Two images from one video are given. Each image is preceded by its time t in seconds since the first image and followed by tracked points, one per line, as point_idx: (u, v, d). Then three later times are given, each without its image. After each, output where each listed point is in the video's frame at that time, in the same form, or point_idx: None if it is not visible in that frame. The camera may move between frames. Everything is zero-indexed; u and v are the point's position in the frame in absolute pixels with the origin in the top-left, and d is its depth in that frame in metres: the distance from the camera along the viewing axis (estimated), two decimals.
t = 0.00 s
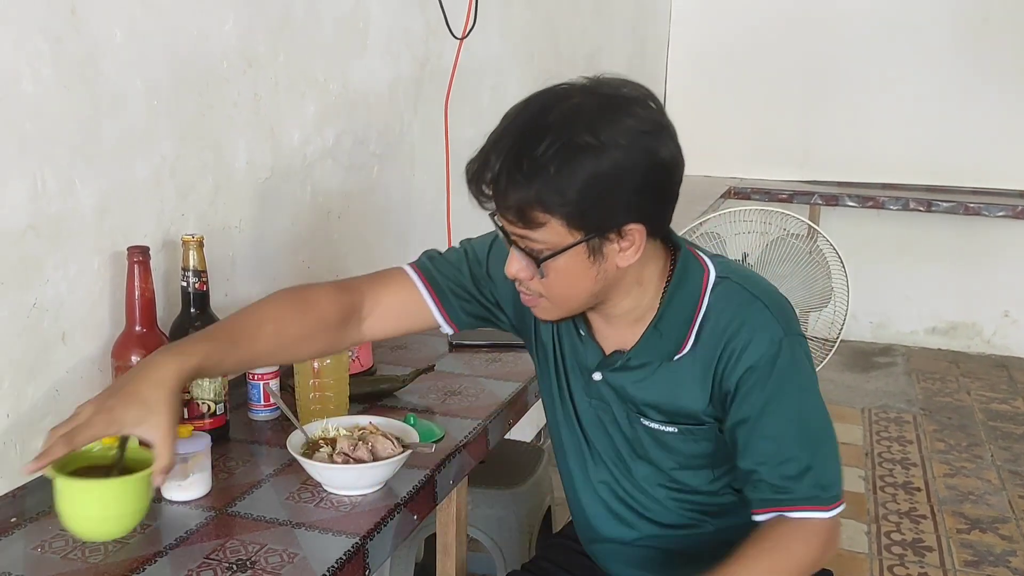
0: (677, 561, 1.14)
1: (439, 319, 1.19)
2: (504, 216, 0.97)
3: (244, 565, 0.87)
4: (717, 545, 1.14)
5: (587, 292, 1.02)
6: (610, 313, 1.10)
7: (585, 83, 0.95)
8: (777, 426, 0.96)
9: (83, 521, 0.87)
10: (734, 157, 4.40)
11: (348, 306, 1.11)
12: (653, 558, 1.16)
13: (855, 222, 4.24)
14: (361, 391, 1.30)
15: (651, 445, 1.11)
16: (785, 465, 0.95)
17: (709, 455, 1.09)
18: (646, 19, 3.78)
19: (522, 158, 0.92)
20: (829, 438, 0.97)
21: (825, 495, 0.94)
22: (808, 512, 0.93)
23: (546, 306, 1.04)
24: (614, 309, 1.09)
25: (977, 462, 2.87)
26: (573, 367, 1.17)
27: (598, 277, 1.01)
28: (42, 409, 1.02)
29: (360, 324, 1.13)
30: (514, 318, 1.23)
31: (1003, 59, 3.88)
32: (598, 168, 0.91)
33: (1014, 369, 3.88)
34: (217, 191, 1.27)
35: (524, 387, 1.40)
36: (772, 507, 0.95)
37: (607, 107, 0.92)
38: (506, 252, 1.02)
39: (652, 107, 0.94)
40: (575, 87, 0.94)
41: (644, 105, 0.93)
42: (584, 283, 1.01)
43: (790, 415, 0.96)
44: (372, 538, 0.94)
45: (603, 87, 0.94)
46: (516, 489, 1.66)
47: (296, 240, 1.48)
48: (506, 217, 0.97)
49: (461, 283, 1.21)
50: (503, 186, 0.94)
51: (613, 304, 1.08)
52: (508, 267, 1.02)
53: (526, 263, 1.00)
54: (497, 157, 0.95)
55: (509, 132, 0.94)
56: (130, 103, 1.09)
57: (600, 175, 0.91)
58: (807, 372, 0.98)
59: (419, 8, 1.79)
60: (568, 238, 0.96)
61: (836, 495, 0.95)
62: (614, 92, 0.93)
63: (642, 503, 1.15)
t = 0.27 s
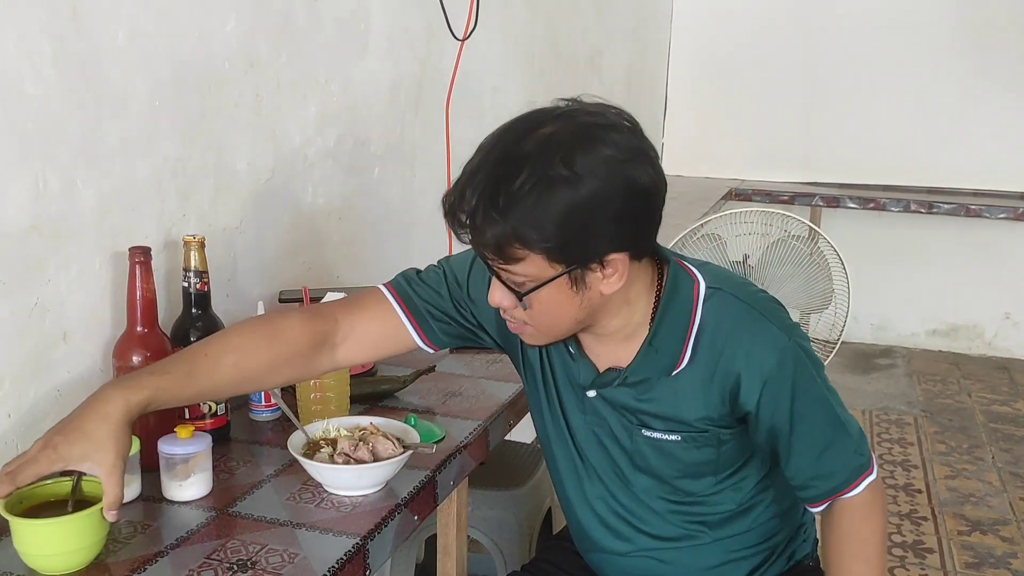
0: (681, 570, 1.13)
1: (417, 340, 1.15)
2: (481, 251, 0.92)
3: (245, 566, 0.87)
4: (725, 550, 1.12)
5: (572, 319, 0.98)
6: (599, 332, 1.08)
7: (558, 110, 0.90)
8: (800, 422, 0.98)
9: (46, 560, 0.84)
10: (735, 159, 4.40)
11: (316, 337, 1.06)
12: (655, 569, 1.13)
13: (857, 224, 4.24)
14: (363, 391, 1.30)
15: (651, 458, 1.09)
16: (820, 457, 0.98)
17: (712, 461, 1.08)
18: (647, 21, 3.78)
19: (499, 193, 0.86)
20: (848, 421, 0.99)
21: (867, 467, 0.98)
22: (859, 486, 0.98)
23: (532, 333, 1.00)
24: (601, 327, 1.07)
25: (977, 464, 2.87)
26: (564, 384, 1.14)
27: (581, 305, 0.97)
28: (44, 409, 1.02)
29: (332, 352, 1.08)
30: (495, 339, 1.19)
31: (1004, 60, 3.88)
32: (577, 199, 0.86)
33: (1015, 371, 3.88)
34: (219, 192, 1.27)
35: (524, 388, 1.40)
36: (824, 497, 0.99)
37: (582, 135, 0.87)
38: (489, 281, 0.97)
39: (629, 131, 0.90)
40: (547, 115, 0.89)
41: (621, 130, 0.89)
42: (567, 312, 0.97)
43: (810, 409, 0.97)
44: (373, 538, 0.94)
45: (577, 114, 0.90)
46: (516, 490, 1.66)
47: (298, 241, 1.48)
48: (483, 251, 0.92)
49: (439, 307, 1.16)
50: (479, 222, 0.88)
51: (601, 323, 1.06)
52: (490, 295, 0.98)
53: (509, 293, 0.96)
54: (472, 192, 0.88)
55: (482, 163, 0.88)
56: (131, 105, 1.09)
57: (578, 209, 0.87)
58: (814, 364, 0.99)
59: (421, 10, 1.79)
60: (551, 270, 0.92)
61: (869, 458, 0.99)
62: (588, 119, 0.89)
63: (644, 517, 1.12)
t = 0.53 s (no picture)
0: (682, 567, 1.13)
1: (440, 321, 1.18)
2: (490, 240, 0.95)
3: (245, 566, 0.87)
4: (729, 549, 1.13)
5: (583, 309, 1.00)
6: (615, 322, 1.09)
7: (569, 102, 0.92)
8: (813, 421, 1.00)
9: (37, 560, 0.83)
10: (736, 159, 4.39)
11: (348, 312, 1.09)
12: (656, 565, 1.14)
13: (857, 225, 4.24)
14: (363, 392, 1.30)
15: (659, 451, 1.10)
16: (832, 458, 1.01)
17: (720, 457, 1.09)
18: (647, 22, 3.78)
19: (503, 185, 0.89)
20: (861, 422, 1.01)
21: (882, 470, 1.02)
22: (874, 490, 1.02)
23: (547, 320, 1.03)
24: (618, 318, 1.08)
25: (977, 464, 2.86)
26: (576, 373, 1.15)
27: (593, 295, 0.99)
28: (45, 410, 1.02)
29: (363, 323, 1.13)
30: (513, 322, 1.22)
31: (1004, 60, 3.88)
32: (580, 194, 0.88)
33: (1016, 371, 3.88)
34: (219, 192, 1.27)
35: (525, 388, 1.40)
36: (841, 500, 1.03)
37: (589, 129, 0.88)
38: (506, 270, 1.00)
39: (639, 124, 0.91)
40: (557, 109, 0.91)
41: (631, 123, 0.90)
42: (579, 302, 0.99)
43: (823, 408, 1.00)
44: (373, 539, 0.94)
45: (586, 107, 0.91)
46: (516, 490, 1.66)
47: (298, 241, 1.48)
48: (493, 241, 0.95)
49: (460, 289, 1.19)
50: (486, 213, 0.91)
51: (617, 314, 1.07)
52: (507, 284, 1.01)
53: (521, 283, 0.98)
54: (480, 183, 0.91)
55: (490, 155, 0.91)
56: (131, 105, 1.09)
57: (582, 202, 0.88)
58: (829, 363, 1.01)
59: (421, 10, 1.79)
60: (559, 261, 0.94)
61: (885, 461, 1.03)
62: (598, 112, 0.90)
63: (648, 511, 1.13)
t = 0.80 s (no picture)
0: (686, 558, 1.18)
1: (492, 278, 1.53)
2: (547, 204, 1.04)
3: (245, 567, 0.87)
4: (735, 545, 1.17)
5: (627, 283, 1.07)
6: (658, 303, 1.15)
7: (641, 81, 0.99)
8: (839, 434, 1.02)
9: (30, 557, 0.83)
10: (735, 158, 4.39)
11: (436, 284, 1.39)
12: (662, 552, 1.19)
13: (857, 224, 4.24)
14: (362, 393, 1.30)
15: (680, 438, 1.16)
16: (858, 475, 1.02)
17: (738, 452, 1.13)
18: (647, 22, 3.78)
19: (566, 151, 0.97)
20: (890, 441, 1.03)
21: (909, 494, 1.02)
22: (900, 511, 1.03)
23: (588, 291, 1.10)
24: (660, 299, 1.15)
25: (977, 463, 2.86)
26: (610, 354, 1.23)
27: (636, 270, 1.06)
28: (45, 410, 1.02)
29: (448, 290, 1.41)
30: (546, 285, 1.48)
31: (1004, 60, 3.88)
32: (637, 167, 0.95)
33: (1015, 371, 3.88)
34: (219, 193, 1.27)
35: (525, 388, 1.40)
36: (860, 517, 1.04)
37: (655, 106, 0.95)
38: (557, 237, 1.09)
39: (706, 109, 0.97)
40: (629, 84, 0.98)
41: (697, 107, 0.96)
42: (623, 275, 1.06)
43: (851, 422, 1.01)
44: (373, 540, 0.94)
45: (659, 86, 0.98)
46: (515, 491, 1.65)
47: (297, 242, 1.48)
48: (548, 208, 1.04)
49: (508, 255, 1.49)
50: (545, 176, 1.00)
51: (660, 295, 1.14)
52: (556, 251, 1.09)
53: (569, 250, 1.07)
54: (544, 149, 1.00)
55: (558, 122, 0.99)
56: (132, 106, 1.09)
57: (638, 174, 0.95)
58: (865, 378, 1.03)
59: (421, 10, 1.79)
60: (606, 231, 1.02)
61: (914, 485, 1.04)
62: (669, 91, 0.97)
63: (662, 497, 1.19)
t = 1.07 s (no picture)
0: (700, 547, 1.18)
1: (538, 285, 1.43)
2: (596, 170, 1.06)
3: (245, 569, 0.87)
4: (748, 537, 1.18)
5: (665, 257, 1.08)
6: (687, 285, 1.17)
7: (697, 58, 1.01)
8: (863, 426, 1.02)
9: (28, 560, 0.83)
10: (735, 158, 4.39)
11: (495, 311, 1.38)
12: (676, 540, 1.19)
13: (856, 223, 4.24)
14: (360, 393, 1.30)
15: (704, 426, 1.15)
16: (878, 469, 1.03)
17: (761, 442, 1.13)
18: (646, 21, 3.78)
19: (620, 118, 1.00)
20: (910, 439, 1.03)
21: (925, 494, 1.03)
22: (913, 509, 1.03)
23: (622, 265, 1.12)
24: (690, 281, 1.16)
25: (978, 463, 2.86)
26: (638, 341, 1.23)
27: (676, 244, 1.07)
28: (44, 412, 1.02)
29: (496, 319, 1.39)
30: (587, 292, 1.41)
31: (1003, 59, 3.87)
32: (690, 136, 0.97)
33: (1016, 370, 3.88)
34: (218, 193, 1.27)
35: (525, 389, 1.40)
36: (872, 511, 1.04)
37: (713, 80, 0.98)
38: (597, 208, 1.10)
39: (759, 89, 0.99)
40: (687, 59, 1.01)
41: (751, 87, 0.99)
42: (662, 249, 1.07)
43: (877, 416, 1.02)
44: (373, 541, 0.94)
45: (715, 62, 1.00)
46: (515, 491, 1.65)
47: (296, 242, 1.47)
48: (596, 174, 1.06)
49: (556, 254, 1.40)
50: (596, 142, 1.02)
51: (691, 277, 1.15)
52: (596, 222, 1.10)
53: (609, 219, 1.08)
54: (598, 116, 1.02)
55: (613, 92, 1.02)
56: (131, 106, 1.09)
57: (689, 145, 0.98)
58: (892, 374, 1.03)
59: (419, 10, 1.79)
60: (651, 201, 1.03)
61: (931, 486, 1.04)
62: (725, 69, 1.00)
63: (680, 484, 1.19)
